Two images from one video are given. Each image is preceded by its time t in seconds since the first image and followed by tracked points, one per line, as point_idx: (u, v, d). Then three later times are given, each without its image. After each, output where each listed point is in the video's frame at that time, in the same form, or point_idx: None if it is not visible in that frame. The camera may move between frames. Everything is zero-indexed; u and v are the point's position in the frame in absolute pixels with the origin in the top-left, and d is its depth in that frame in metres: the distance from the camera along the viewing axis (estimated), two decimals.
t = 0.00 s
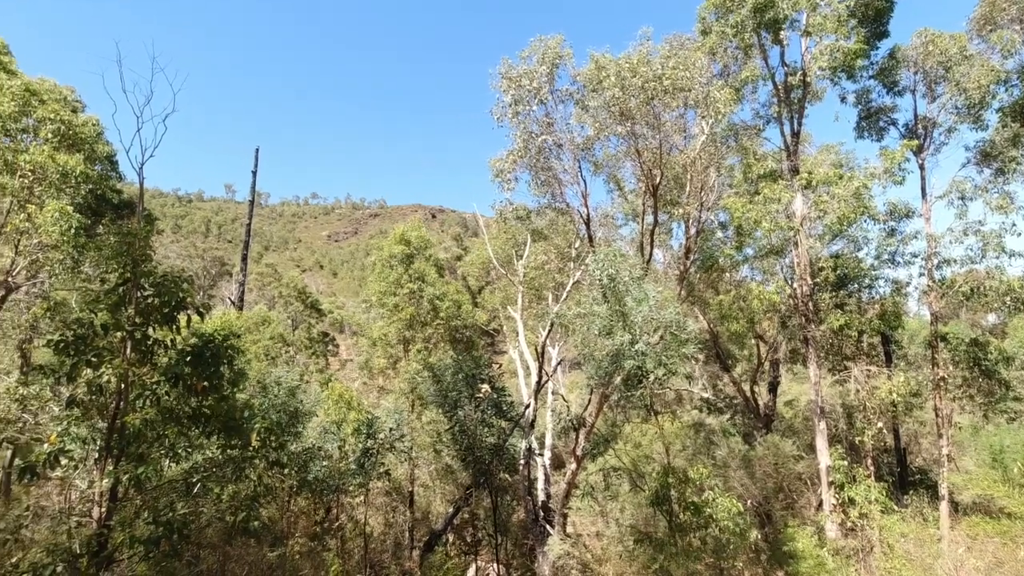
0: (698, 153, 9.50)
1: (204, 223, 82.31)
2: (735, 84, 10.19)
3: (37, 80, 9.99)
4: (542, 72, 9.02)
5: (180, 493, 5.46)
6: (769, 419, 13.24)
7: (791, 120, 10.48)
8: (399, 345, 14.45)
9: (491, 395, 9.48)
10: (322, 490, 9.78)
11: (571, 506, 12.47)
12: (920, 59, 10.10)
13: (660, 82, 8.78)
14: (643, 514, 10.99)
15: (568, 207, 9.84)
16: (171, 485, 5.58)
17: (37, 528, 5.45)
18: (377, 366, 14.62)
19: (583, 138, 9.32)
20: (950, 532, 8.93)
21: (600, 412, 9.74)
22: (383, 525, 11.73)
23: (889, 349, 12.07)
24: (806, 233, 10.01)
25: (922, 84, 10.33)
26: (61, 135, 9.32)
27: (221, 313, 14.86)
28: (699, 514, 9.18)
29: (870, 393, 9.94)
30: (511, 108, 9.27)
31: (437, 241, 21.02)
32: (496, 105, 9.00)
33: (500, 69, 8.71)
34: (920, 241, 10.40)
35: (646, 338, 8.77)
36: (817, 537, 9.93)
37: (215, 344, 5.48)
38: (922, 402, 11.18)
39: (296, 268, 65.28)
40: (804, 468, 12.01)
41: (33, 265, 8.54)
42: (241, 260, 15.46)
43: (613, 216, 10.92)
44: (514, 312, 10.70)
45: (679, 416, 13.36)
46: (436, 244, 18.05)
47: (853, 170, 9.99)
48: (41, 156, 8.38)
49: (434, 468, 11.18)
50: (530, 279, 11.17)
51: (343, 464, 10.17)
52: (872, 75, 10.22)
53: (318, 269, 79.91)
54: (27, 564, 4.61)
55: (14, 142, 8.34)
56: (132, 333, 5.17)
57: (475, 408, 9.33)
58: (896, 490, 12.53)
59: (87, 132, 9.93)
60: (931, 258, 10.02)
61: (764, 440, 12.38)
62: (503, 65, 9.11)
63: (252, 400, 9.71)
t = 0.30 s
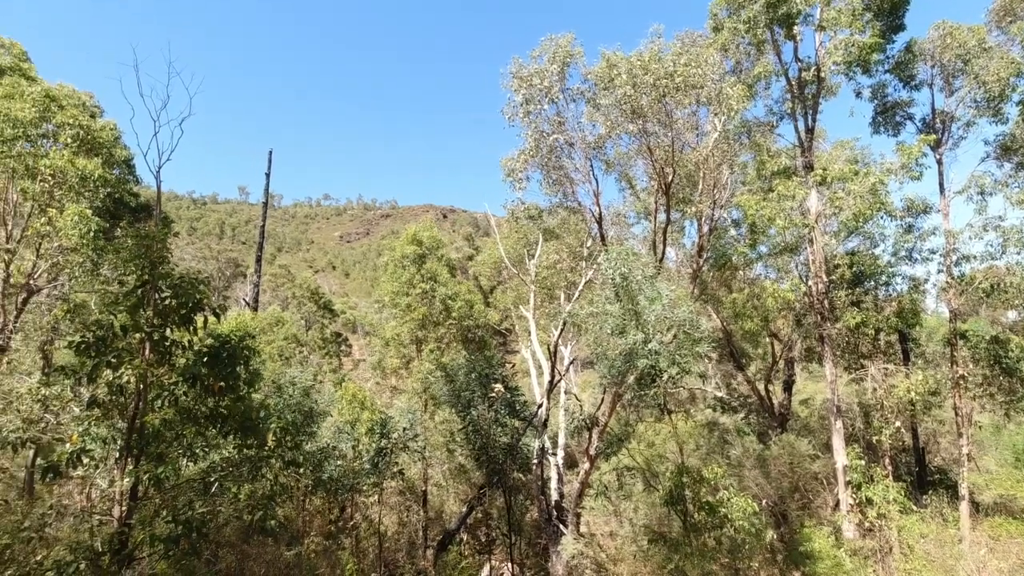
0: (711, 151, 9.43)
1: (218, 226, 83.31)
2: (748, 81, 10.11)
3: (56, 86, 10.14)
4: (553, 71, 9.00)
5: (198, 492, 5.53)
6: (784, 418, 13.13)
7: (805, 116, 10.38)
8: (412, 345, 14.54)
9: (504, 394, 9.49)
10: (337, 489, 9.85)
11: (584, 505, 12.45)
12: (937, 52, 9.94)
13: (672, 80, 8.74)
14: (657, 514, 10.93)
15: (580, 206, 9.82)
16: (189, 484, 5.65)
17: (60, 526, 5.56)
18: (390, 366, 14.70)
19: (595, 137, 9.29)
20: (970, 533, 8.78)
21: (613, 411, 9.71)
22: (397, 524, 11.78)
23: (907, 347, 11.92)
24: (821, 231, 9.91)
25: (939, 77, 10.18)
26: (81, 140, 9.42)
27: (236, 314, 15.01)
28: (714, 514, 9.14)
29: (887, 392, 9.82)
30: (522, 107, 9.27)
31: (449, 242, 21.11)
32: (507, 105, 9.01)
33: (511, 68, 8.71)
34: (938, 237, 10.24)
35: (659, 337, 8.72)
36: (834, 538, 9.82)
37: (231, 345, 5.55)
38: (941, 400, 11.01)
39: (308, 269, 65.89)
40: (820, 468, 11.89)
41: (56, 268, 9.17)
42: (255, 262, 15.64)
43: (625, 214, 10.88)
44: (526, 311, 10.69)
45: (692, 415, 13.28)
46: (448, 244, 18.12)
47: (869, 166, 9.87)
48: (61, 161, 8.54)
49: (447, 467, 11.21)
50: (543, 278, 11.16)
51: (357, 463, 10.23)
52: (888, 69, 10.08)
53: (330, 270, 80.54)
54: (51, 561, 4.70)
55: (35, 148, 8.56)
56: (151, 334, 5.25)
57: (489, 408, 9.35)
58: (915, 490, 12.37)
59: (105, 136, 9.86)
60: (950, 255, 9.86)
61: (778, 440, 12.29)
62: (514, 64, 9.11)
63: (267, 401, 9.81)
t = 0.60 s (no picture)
0: (723, 148, 9.36)
1: (231, 228, 84.18)
2: (761, 77, 10.02)
3: (75, 92, 10.32)
4: (564, 69, 8.99)
5: (216, 490, 5.60)
6: (799, 417, 13.01)
7: (819, 112, 10.26)
8: (425, 345, 14.61)
9: (517, 394, 9.49)
10: (351, 489, 9.92)
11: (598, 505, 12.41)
12: (954, 44, 9.79)
13: (683, 77, 8.70)
14: (671, 513, 10.87)
15: (592, 205, 9.79)
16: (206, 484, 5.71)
17: (82, 524, 5.66)
18: (402, 366, 14.77)
19: (606, 135, 9.25)
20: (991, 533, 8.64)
21: (626, 410, 9.67)
22: (410, 523, 11.82)
23: (925, 344, 11.73)
24: (836, 228, 9.83)
25: (957, 70, 10.03)
26: (99, 145, 9.59)
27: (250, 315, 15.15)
28: (729, 513, 9.17)
29: (905, 390, 9.69)
30: (532, 106, 9.27)
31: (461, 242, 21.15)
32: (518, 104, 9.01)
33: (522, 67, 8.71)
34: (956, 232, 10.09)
35: (673, 335, 8.67)
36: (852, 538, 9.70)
37: (247, 346, 5.61)
38: (961, 399, 10.84)
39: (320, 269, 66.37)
40: (836, 467, 11.76)
41: (75, 271, 9.29)
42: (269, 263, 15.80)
43: (637, 213, 10.85)
44: (538, 310, 10.68)
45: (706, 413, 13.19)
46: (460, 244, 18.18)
47: (885, 161, 9.73)
48: (79, 166, 8.67)
49: (460, 467, 11.23)
50: (554, 278, 11.14)
51: (370, 463, 10.28)
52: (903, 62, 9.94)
53: (342, 270, 81.11)
54: (74, 559, 4.82)
55: (54, 153, 8.69)
56: (168, 335, 5.31)
57: (502, 407, 9.37)
58: (934, 490, 12.19)
59: (122, 140, 10.00)
60: (968, 250, 9.71)
61: (794, 439, 12.20)
62: (524, 63, 9.11)
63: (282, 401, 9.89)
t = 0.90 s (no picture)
0: (735, 144, 9.29)
1: (244, 229, 85.00)
2: (773, 72, 9.92)
3: (92, 97, 10.47)
4: (573, 67, 8.96)
5: (232, 490, 5.66)
6: (813, 415, 12.89)
7: (832, 107, 10.15)
8: (436, 345, 14.68)
9: (529, 393, 9.49)
10: (364, 488, 9.96)
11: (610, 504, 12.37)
12: (971, 36, 9.65)
13: (694, 73, 8.64)
14: (684, 512, 10.80)
15: (602, 203, 9.76)
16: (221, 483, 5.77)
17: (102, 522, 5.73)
18: (414, 365, 14.84)
19: (616, 133, 9.21)
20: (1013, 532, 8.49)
21: (638, 408, 9.63)
22: (423, 522, 11.84)
23: (942, 341, 11.55)
24: (850, 223, 9.71)
25: (974, 62, 9.88)
26: (115, 149, 9.73)
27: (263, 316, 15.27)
28: (744, 513, 9.13)
29: (922, 387, 9.56)
30: (542, 105, 9.26)
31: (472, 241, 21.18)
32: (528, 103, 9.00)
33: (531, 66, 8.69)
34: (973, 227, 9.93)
35: (685, 333, 8.61)
36: (869, 537, 9.58)
37: (261, 346, 5.66)
38: (979, 396, 10.67)
39: (332, 270, 66.89)
40: (852, 466, 11.62)
41: (92, 273, 9.39)
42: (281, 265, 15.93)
43: (648, 211, 10.80)
44: (549, 309, 10.64)
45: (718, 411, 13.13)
46: (470, 244, 18.23)
47: (901, 156, 9.61)
48: (96, 170, 8.83)
49: (472, 466, 11.26)
50: (565, 276, 11.12)
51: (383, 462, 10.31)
52: (919, 55, 9.80)
53: (353, 271, 81.59)
54: (94, 557, 4.87)
55: (72, 157, 8.84)
56: (184, 336, 5.37)
57: (514, 406, 9.39)
58: (952, 489, 12.02)
59: (137, 144, 10.18)
60: (986, 245, 9.55)
61: (808, 437, 12.09)
62: (534, 62, 9.10)
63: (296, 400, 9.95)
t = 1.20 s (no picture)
0: (746, 140, 9.22)
1: (255, 230, 85.72)
2: (784, 67, 9.83)
3: (106, 100, 10.59)
4: (582, 65, 8.94)
5: (247, 489, 5.71)
6: (827, 413, 12.77)
7: (845, 101, 10.04)
8: (447, 344, 14.74)
9: (541, 392, 9.49)
10: (377, 487, 10.02)
11: (622, 503, 12.34)
12: (987, 28, 9.53)
13: (704, 69, 8.58)
14: (696, 511, 10.75)
15: (612, 201, 9.73)
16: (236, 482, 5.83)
17: (121, 520, 5.77)
18: (425, 364, 14.89)
19: (626, 131, 9.17)
20: None
21: (649, 407, 9.60)
22: (435, 521, 11.87)
23: (958, 338, 11.38)
24: (864, 219, 9.62)
25: (990, 54, 9.75)
26: (128, 151, 9.89)
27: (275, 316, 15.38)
28: (756, 511, 9.11)
29: (938, 385, 9.45)
30: (551, 103, 9.24)
31: (482, 240, 21.19)
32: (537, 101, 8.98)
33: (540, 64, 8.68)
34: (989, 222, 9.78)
35: (697, 331, 8.56)
36: (884, 536, 9.48)
37: (274, 346, 5.71)
38: (997, 393, 10.52)
39: (342, 270, 67.29)
40: (867, 464, 11.49)
41: (108, 275, 9.52)
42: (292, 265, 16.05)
43: (658, 208, 10.75)
44: (559, 307, 10.62)
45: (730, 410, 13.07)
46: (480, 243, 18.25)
47: (915, 150, 9.48)
48: (111, 172, 8.90)
49: (484, 465, 11.28)
50: (575, 275, 11.10)
51: (395, 461, 10.35)
52: (933, 48, 9.67)
53: (364, 270, 82.03)
54: (113, 555, 4.94)
55: (87, 160, 9.01)
56: (198, 336, 5.43)
57: (526, 405, 9.40)
58: (969, 487, 11.87)
59: (151, 146, 10.19)
60: (1004, 240, 9.40)
61: (821, 435, 11.99)
62: (542, 60, 9.08)
63: (308, 400, 10.02)
